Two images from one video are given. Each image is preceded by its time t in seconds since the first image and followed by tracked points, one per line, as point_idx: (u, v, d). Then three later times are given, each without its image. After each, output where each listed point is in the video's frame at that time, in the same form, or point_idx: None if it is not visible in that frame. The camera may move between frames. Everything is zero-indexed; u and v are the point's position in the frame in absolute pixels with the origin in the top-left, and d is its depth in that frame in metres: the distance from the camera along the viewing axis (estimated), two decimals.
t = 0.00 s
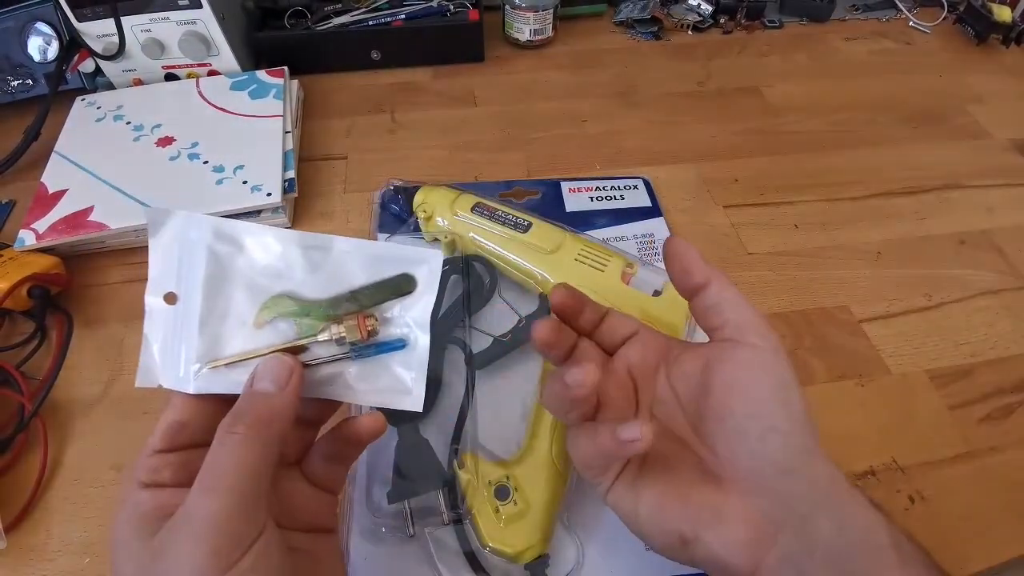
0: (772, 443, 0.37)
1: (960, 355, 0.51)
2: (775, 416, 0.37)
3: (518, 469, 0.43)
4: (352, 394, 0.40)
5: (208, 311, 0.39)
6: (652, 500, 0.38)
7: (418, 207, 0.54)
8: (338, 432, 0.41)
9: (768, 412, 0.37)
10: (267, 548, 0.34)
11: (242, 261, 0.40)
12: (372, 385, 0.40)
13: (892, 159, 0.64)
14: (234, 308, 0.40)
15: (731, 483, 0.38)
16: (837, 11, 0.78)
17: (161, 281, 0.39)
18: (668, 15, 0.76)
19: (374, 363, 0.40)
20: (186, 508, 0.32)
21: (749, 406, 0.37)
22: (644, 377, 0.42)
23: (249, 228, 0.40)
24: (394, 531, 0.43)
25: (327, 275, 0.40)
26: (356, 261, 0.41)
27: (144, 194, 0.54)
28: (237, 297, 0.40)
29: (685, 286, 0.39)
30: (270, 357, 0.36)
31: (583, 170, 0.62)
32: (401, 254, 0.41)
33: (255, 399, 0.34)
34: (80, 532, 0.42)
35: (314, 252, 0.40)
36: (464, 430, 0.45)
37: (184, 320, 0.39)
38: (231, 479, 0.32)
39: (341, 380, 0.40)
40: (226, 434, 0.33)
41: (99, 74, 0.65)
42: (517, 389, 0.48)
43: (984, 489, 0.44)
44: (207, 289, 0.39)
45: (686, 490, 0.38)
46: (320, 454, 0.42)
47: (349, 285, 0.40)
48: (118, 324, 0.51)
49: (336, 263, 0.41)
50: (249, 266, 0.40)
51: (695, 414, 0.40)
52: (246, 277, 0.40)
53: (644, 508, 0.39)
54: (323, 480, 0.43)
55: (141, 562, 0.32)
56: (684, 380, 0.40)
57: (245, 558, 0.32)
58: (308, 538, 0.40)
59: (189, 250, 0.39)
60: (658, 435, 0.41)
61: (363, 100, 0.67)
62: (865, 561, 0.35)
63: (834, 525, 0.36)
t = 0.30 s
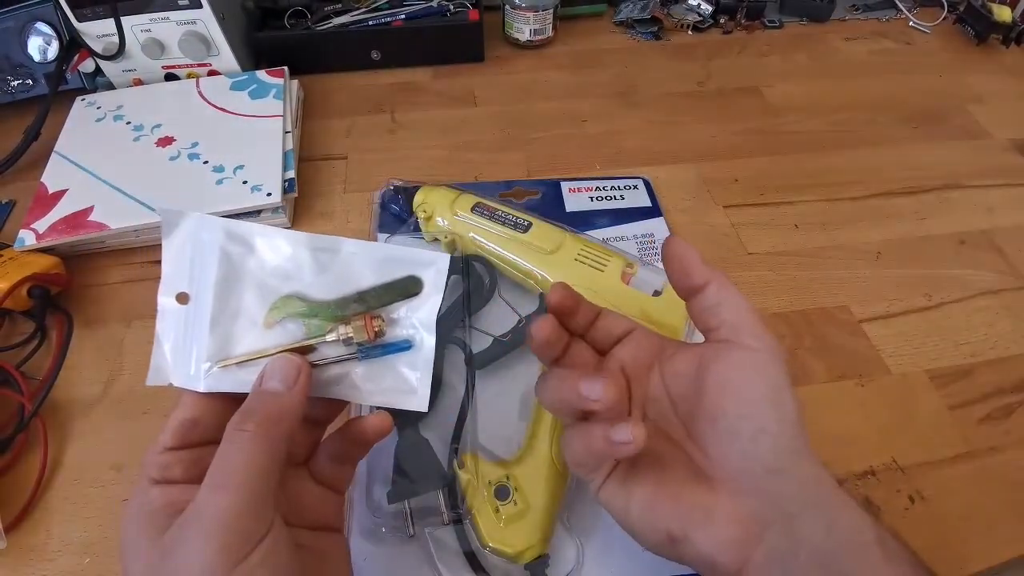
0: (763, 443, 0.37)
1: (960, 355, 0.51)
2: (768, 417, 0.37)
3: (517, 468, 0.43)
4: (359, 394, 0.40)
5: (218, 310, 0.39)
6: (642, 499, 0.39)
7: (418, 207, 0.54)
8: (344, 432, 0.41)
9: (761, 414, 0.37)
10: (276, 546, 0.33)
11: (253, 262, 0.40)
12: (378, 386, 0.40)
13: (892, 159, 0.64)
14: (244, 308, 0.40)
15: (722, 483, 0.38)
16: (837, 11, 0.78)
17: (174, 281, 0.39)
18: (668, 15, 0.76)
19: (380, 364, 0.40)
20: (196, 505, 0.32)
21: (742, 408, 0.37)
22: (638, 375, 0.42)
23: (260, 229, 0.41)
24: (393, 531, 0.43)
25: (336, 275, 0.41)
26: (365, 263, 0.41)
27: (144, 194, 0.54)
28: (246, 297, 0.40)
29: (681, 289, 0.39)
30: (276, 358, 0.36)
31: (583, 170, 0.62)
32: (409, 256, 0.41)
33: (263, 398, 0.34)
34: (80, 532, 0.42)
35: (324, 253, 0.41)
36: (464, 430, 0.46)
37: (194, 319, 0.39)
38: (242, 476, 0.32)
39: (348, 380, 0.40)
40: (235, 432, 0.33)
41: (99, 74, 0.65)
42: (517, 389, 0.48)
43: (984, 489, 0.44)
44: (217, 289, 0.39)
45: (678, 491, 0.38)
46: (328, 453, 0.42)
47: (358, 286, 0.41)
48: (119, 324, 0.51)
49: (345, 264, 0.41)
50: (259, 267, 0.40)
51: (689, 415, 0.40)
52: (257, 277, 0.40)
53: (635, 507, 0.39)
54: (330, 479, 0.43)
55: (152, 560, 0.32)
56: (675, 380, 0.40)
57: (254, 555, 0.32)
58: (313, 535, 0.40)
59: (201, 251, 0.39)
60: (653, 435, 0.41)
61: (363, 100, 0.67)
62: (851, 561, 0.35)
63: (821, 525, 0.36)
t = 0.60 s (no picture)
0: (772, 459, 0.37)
1: (960, 355, 0.51)
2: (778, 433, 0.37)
3: (517, 468, 0.43)
4: (358, 396, 0.40)
5: (221, 308, 0.39)
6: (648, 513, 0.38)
7: (418, 207, 0.54)
8: (347, 434, 0.41)
9: (769, 428, 0.37)
10: (272, 548, 0.33)
11: (257, 261, 0.40)
12: (378, 389, 0.40)
13: (892, 158, 0.64)
14: (246, 306, 0.40)
15: (728, 496, 0.38)
16: (837, 11, 0.78)
17: (178, 278, 0.40)
18: (668, 15, 0.76)
19: (382, 366, 0.40)
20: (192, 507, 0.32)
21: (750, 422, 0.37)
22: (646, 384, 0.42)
23: (265, 228, 0.41)
24: (393, 531, 0.43)
25: (339, 275, 0.41)
26: (368, 263, 0.41)
27: (144, 194, 0.54)
28: (249, 296, 0.40)
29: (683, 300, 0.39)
30: (275, 357, 0.36)
31: (583, 171, 0.62)
32: (412, 258, 0.41)
33: (262, 398, 0.34)
34: (80, 532, 0.42)
35: (327, 252, 0.41)
36: (464, 431, 0.45)
37: (197, 317, 0.39)
38: (238, 478, 0.32)
39: (349, 382, 0.40)
40: (230, 433, 0.33)
41: (99, 74, 0.64)
42: (517, 389, 0.48)
43: (984, 489, 0.44)
44: (221, 287, 0.40)
45: (684, 503, 0.38)
46: (331, 455, 0.42)
47: (361, 286, 0.41)
48: (119, 324, 0.51)
49: (348, 263, 0.41)
50: (263, 266, 0.40)
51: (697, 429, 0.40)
52: (260, 276, 0.40)
53: (639, 520, 0.38)
54: (333, 480, 0.43)
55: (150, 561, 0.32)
56: (682, 389, 0.41)
57: (250, 558, 0.32)
58: (314, 536, 0.40)
59: (205, 249, 0.40)
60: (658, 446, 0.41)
61: (363, 101, 0.67)
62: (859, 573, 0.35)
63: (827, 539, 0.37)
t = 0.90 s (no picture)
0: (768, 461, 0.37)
1: (960, 355, 0.51)
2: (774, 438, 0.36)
3: (517, 468, 0.43)
4: (362, 399, 0.39)
5: (229, 307, 0.39)
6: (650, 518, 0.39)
7: (419, 207, 0.54)
8: (354, 437, 0.41)
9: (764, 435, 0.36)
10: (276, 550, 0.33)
11: (265, 260, 0.40)
12: (382, 392, 0.40)
13: (892, 159, 0.64)
14: (254, 305, 0.40)
15: (728, 501, 0.38)
16: (837, 11, 0.78)
17: (186, 276, 0.39)
18: (668, 15, 0.76)
19: (387, 370, 0.40)
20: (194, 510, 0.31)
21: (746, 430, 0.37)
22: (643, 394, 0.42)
23: (273, 227, 0.41)
24: (394, 531, 0.43)
25: (348, 276, 0.41)
26: (377, 263, 0.41)
27: (144, 194, 0.54)
28: (257, 295, 0.40)
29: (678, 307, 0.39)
30: (278, 359, 0.37)
31: (583, 171, 0.62)
32: (422, 260, 0.41)
33: (263, 398, 0.34)
34: (80, 532, 0.42)
35: (336, 252, 0.41)
36: (464, 431, 0.45)
37: (205, 315, 0.39)
38: (238, 481, 0.32)
39: (353, 385, 0.40)
40: (233, 437, 0.33)
41: (99, 74, 0.64)
42: (517, 390, 0.48)
43: (985, 489, 0.44)
44: (229, 286, 0.40)
45: (685, 508, 0.38)
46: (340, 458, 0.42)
47: (370, 286, 0.41)
48: (119, 325, 0.51)
49: (356, 263, 0.41)
50: (270, 265, 0.40)
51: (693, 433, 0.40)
52: (268, 274, 0.40)
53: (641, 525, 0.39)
54: (339, 481, 0.42)
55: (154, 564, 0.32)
56: (682, 392, 0.41)
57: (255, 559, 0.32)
58: (317, 539, 0.39)
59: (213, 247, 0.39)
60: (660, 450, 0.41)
61: (363, 101, 0.67)
62: None
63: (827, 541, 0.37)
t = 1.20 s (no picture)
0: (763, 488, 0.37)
1: (961, 355, 0.51)
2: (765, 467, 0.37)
3: (517, 469, 0.43)
4: (359, 411, 0.36)
5: (237, 304, 0.37)
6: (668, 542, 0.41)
7: (419, 207, 0.54)
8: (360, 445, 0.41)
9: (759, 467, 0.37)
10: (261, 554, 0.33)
11: (276, 259, 0.37)
12: (382, 407, 0.36)
13: (892, 158, 0.64)
14: (264, 303, 0.37)
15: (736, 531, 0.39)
16: (837, 11, 0.78)
17: (198, 269, 0.37)
18: (668, 15, 0.77)
19: (388, 380, 0.37)
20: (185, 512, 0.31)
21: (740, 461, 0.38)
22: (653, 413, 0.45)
23: (289, 222, 0.37)
24: (394, 532, 0.43)
25: (359, 280, 0.37)
26: (391, 269, 0.37)
27: (144, 194, 0.54)
28: (267, 293, 0.37)
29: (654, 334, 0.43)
30: (266, 356, 0.35)
31: (583, 170, 0.62)
32: (437, 270, 0.37)
33: (244, 397, 0.34)
34: (79, 532, 0.42)
35: (350, 255, 0.37)
36: (464, 431, 0.46)
37: (211, 312, 0.37)
38: (215, 483, 0.32)
39: (354, 399, 0.37)
40: (212, 438, 0.33)
41: (99, 74, 0.64)
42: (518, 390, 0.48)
43: (985, 489, 0.44)
44: (239, 282, 0.37)
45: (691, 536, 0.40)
46: (341, 463, 0.42)
47: (382, 291, 0.37)
48: (119, 324, 0.51)
49: (370, 268, 0.37)
50: (284, 264, 0.38)
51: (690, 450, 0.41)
52: (278, 273, 0.37)
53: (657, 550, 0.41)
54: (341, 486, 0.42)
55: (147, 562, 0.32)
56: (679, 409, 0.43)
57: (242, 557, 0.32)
58: (319, 544, 0.39)
59: (227, 241, 0.37)
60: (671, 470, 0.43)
61: (363, 101, 0.67)
62: None
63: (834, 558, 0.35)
